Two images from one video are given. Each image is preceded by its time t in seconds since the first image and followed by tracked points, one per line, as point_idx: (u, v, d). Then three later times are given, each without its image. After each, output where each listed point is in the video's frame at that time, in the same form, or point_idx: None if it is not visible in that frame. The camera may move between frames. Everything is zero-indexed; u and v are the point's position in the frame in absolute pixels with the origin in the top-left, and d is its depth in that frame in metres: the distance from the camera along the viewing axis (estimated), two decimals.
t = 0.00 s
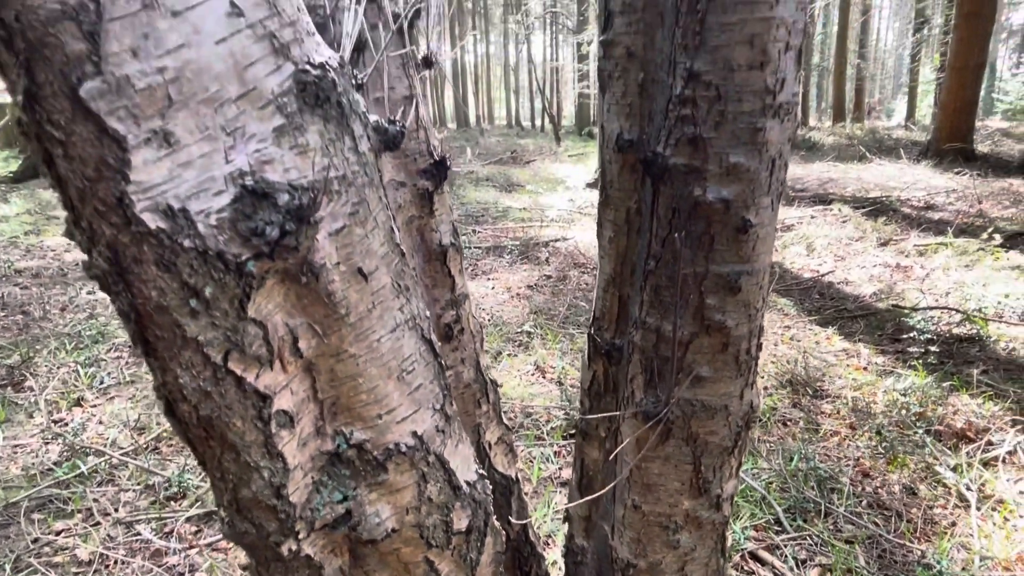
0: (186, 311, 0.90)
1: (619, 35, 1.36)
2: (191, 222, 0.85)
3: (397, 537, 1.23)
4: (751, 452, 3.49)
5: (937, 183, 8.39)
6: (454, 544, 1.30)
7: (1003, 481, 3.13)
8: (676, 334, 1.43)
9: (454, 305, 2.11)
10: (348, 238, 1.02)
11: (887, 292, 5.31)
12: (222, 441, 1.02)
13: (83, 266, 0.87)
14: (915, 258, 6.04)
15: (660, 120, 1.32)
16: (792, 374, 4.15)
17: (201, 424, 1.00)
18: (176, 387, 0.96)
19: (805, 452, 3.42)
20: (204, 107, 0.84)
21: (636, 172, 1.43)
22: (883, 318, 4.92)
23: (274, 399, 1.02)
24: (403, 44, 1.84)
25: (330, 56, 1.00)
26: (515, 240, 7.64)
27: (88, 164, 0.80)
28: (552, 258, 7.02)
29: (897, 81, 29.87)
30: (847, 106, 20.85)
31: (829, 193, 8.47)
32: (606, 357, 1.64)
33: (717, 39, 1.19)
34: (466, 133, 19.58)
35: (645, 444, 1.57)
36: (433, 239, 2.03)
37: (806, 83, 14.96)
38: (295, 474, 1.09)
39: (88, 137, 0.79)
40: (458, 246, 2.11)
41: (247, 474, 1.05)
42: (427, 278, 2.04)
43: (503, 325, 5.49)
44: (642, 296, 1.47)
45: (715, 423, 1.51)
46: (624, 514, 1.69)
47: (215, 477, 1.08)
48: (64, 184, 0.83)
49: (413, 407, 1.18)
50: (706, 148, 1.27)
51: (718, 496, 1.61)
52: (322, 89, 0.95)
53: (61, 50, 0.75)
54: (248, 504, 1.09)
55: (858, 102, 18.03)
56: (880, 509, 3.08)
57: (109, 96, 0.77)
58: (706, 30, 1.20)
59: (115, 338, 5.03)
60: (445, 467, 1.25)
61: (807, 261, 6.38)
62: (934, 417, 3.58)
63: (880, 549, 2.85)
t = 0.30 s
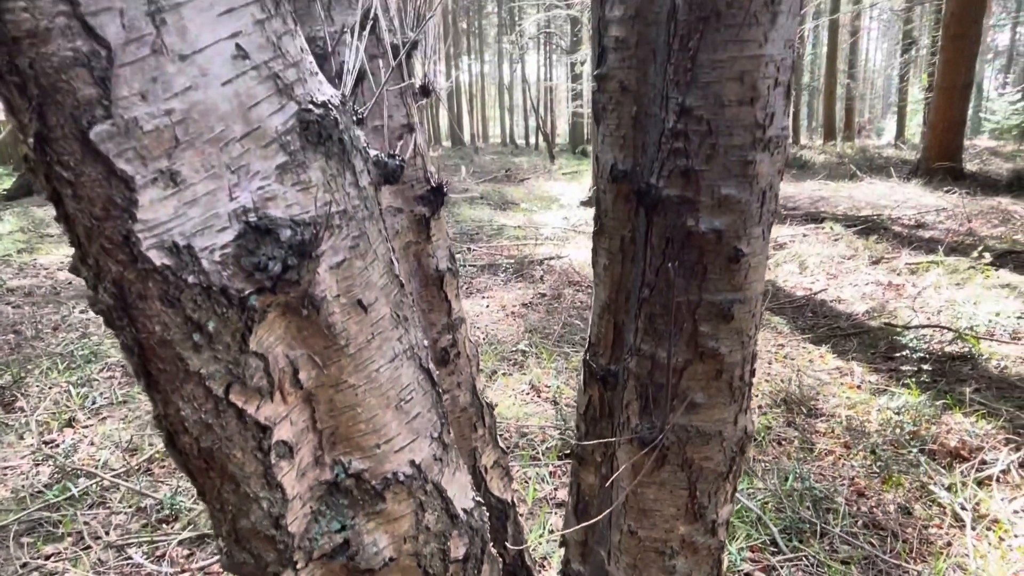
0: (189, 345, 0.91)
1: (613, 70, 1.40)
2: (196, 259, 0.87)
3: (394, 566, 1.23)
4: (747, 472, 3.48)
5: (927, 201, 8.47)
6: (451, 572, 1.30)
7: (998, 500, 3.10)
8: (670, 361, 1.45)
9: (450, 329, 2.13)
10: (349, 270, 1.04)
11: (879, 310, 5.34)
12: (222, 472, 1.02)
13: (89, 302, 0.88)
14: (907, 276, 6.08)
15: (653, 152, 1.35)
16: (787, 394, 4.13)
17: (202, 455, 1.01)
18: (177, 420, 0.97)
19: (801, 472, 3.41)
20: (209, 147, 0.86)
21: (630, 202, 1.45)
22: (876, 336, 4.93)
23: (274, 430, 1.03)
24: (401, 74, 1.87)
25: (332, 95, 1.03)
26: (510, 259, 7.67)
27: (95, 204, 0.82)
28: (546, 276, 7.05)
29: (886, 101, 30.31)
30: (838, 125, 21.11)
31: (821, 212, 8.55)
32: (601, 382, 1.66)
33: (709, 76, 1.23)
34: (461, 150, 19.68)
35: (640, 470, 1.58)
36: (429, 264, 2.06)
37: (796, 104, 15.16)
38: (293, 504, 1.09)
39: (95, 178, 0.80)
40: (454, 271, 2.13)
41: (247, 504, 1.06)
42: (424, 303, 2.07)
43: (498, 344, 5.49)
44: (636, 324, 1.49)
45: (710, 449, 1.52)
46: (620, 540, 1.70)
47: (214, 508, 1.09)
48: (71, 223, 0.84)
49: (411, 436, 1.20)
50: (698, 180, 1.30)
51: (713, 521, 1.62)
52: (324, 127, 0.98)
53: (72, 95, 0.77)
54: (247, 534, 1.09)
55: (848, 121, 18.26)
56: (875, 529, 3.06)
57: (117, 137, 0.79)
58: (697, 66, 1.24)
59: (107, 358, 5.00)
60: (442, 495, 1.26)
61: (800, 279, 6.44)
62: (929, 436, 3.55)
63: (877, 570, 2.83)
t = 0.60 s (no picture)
0: (193, 375, 0.92)
1: (609, 100, 1.43)
2: (201, 290, 0.88)
3: None
4: (743, 493, 3.48)
5: (918, 220, 8.55)
6: None
7: (992, 519, 3.09)
8: (667, 386, 1.47)
9: (447, 352, 2.13)
10: (350, 299, 1.05)
11: (872, 328, 5.35)
12: (223, 501, 1.02)
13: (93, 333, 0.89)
14: (899, 294, 6.11)
15: (649, 181, 1.37)
16: (781, 413, 4.14)
17: (203, 484, 1.01)
18: (179, 449, 0.98)
19: (796, 491, 3.40)
20: (216, 180, 0.88)
21: (626, 229, 1.48)
22: (869, 354, 4.94)
23: (275, 459, 1.03)
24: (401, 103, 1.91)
25: (335, 127, 1.05)
26: (504, 277, 7.69)
27: (103, 237, 0.83)
28: (541, 294, 7.07)
29: (875, 121, 30.73)
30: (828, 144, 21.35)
31: (813, 231, 8.62)
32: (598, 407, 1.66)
33: (703, 107, 1.26)
34: (455, 169, 19.75)
35: (637, 494, 1.59)
36: (427, 287, 2.07)
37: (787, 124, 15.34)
38: (293, 532, 1.09)
39: (104, 211, 0.82)
40: (451, 294, 2.15)
41: (247, 533, 1.06)
42: (421, 326, 2.07)
43: (492, 363, 5.48)
44: (633, 349, 1.51)
45: (707, 473, 1.53)
46: (618, 564, 1.69)
47: (213, 537, 1.09)
48: (78, 255, 0.85)
49: (411, 463, 1.20)
50: (693, 209, 1.32)
51: (711, 545, 1.62)
52: (328, 159, 1.00)
53: (84, 131, 0.78)
54: (246, 563, 1.09)
55: (837, 140, 18.48)
56: (872, 549, 3.04)
57: (127, 172, 0.81)
58: (692, 99, 1.27)
59: (99, 378, 4.95)
60: (441, 522, 1.26)
61: (793, 297, 6.47)
62: (923, 455, 3.55)
63: None
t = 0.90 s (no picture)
0: (199, 410, 0.93)
1: (606, 134, 1.46)
2: (209, 327, 0.90)
3: None
4: (739, 514, 3.41)
5: (907, 239, 8.65)
6: None
7: (987, 540, 3.08)
8: (664, 414, 1.48)
9: (444, 377, 2.15)
10: (354, 333, 1.07)
11: (864, 347, 5.38)
12: (226, 534, 1.03)
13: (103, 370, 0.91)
14: (890, 313, 6.16)
15: (645, 214, 1.40)
16: (775, 433, 4.13)
17: (206, 517, 1.02)
18: (184, 483, 0.99)
19: (791, 513, 3.34)
20: (225, 219, 0.90)
21: (623, 259, 1.50)
22: (862, 373, 4.96)
23: (278, 491, 1.04)
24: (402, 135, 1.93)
25: (340, 164, 1.08)
26: (498, 295, 7.70)
27: (115, 276, 0.85)
28: (535, 313, 7.08)
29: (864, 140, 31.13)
30: (818, 163, 21.57)
31: (804, 249, 8.69)
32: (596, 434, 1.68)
33: (697, 144, 1.30)
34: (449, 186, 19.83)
35: (635, 521, 1.60)
36: (425, 312, 2.09)
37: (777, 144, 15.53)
38: (294, 564, 1.10)
39: (116, 251, 0.84)
40: (449, 319, 2.16)
41: (249, 565, 1.06)
42: (419, 351, 2.09)
43: (487, 382, 5.46)
44: (630, 377, 1.53)
45: (704, 500, 1.54)
46: None
47: (215, 569, 1.09)
48: (89, 294, 0.87)
49: (412, 493, 1.21)
50: (688, 242, 1.35)
51: (708, 572, 1.63)
52: (334, 197, 1.02)
53: (99, 175, 0.80)
54: None
55: (827, 159, 18.71)
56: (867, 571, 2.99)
57: (140, 214, 0.83)
58: (686, 135, 1.30)
59: (90, 397, 4.87)
60: (441, 552, 1.26)
61: (785, 315, 6.50)
62: (917, 475, 3.54)
63: None
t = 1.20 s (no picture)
0: (200, 446, 0.94)
1: (600, 168, 1.49)
2: (211, 364, 0.91)
3: None
4: (733, 536, 3.39)
5: (896, 258, 8.76)
6: None
7: (978, 562, 3.04)
8: (658, 443, 1.50)
9: (439, 403, 2.16)
10: (353, 367, 1.09)
11: (854, 366, 5.39)
12: (224, 568, 1.03)
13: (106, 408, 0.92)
14: (879, 332, 6.21)
15: (638, 246, 1.43)
16: (768, 453, 4.10)
17: (204, 553, 1.02)
18: (183, 518, 0.99)
19: (784, 535, 3.31)
20: (229, 259, 0.92)
21: (616, 290, 1.53)
22: (852, 393, 4.96)
23: (276, 526, 1.05)
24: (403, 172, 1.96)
25: (341, 202, 1.10)
26: (491, 314, 7.68)
27: (120, 316, 0.86)
28: (528, 331, 7.09)
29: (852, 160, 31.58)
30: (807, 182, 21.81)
31: (795, 269, 8.77)
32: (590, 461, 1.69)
33: (689, 179, 1.33)
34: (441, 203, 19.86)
35: (629, 550, 1.60)
36: (420, 338, 2.10)
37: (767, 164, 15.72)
38: None
39: (122, 292, 0.85)
40: (444, 345, 2.18)
41: None
42: (414, 378, 2.10)
43: (479, 402, 5.42)
44: (624, 406, 1.54)
45: (698, 529, 1.55)
46: None
47: None
48: (94, 333, 0.88)
49: (408, 525, 1.22)
50: (681, 275, 1.38)
51: None
52: (335, 235, 1.04)
53: (107, 219, 0.82)
54: None
55: (816, 179, 18.96)
56: None
57: (146, 256, 0.84)
58: (678, 171, 1.33)
59: (79, 417, 4.75)
60: None
61: (776, 334, 6.52)
62: (908, 496, 3.54)
63: None
